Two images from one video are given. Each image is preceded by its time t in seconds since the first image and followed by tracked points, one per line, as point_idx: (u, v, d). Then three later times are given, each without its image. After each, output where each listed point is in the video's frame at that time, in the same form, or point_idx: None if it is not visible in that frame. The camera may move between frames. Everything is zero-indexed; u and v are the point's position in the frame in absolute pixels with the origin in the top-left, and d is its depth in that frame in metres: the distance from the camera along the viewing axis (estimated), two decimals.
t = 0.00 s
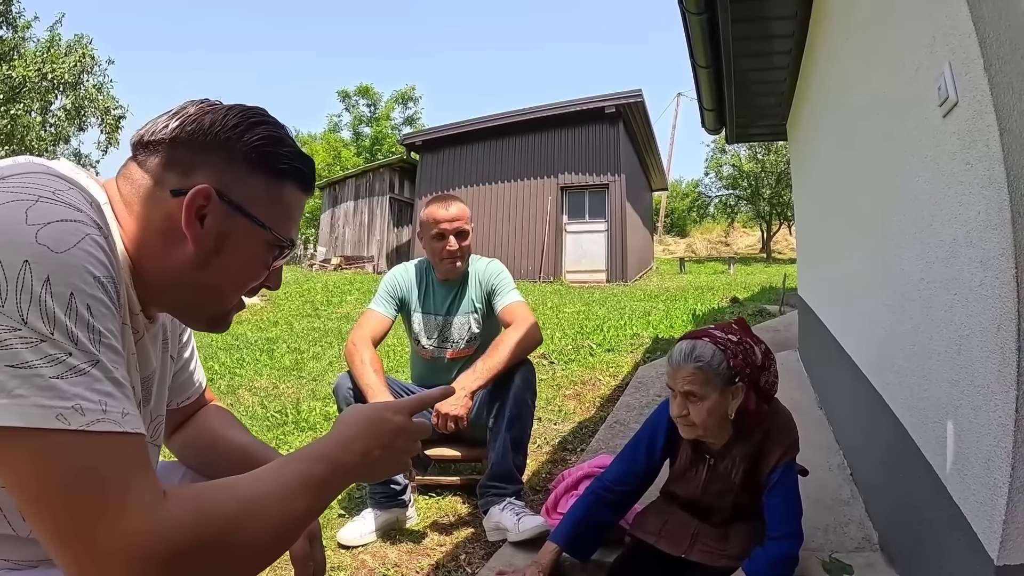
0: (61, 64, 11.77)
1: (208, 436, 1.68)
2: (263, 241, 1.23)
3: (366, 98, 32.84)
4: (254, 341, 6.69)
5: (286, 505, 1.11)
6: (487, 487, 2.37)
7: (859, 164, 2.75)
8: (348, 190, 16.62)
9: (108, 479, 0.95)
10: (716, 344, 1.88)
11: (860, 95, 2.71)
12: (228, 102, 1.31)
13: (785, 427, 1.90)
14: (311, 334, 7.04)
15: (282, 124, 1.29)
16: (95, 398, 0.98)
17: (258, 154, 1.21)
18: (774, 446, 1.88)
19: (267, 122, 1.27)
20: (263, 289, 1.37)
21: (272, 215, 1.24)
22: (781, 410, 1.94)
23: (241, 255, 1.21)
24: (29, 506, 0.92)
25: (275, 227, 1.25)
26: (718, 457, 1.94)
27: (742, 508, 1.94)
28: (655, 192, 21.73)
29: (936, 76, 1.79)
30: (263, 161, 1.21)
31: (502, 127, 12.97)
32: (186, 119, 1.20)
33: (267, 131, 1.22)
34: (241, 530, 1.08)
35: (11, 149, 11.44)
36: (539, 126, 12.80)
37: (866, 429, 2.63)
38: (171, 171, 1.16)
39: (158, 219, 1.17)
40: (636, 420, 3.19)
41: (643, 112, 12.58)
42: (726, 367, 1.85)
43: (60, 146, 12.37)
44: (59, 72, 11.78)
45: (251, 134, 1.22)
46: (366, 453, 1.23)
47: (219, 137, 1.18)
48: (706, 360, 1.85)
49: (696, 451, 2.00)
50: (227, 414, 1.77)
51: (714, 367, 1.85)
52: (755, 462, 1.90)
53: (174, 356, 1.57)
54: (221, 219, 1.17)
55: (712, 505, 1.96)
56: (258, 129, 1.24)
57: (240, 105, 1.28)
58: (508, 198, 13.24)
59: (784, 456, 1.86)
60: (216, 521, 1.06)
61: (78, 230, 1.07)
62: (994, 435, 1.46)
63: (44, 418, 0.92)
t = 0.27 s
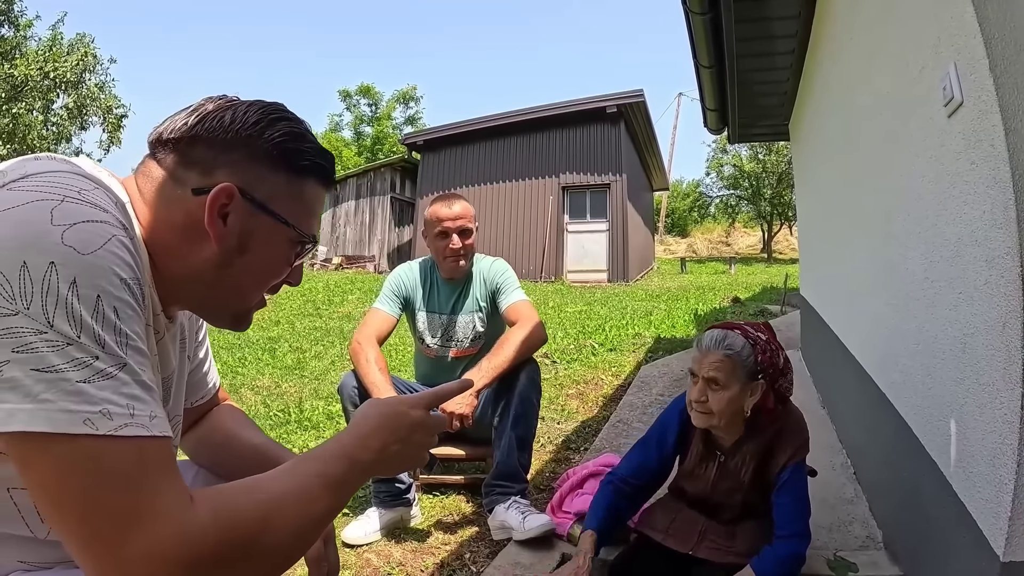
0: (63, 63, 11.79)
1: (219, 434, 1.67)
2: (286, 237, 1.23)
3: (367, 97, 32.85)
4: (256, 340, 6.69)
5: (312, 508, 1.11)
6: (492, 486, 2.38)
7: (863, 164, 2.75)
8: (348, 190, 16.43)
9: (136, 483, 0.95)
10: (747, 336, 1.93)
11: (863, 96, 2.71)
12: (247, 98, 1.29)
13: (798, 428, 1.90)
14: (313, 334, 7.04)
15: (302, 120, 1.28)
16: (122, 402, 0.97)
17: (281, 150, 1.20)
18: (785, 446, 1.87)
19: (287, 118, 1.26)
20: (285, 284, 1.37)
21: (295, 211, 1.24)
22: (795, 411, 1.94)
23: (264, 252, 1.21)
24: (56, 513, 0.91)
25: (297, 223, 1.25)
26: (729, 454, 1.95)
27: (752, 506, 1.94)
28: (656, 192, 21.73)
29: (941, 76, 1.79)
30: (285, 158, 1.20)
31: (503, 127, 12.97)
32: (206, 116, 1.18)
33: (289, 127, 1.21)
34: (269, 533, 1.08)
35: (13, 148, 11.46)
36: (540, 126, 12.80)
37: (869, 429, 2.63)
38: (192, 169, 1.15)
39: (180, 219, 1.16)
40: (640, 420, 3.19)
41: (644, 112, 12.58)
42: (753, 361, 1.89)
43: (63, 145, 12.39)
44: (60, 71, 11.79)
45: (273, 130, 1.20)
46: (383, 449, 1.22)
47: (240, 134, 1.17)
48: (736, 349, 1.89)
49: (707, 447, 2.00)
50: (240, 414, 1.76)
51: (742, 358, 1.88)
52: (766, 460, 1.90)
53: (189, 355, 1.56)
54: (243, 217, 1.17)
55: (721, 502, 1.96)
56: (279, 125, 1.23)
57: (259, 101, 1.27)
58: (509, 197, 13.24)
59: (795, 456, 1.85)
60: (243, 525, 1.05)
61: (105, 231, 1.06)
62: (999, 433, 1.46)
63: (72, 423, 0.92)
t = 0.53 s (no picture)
0: (64, 62, 11.78)
1: (222, 432, 1.65)
2: (288, 225, 1.21)
3: (368, 97, 32.84)
4: (257, 339, 6.68)
5: (314, 506, 1.09)
6: (495, 486, 2.35)
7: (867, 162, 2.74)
8: (348, 190, 16.41)
9: (133, 479, 0.93)
10: (767, 331, 1.94)
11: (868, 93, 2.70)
12: (250, 81, 1.27)
13: (811, 427, 1.89)
14: (313, 333, 7.03)
15: (306, 105, 1.25)
16: (117, 395, 0.95)
17: (282, 137, 1.18)
18: (798, 444, 1.87)
19: (291, 103, 1.23)
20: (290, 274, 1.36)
21: (299, 200, 1.22)
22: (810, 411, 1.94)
23: (267, 242, 1.20)
24: (50, 508, 0.90)
25: (301, 212, 1.22)
26: (741, 451, 1.93)
27: (762, 503, 1.92)
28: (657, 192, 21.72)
29: (948, 72, 1.78)
30: (287, 145, 1.17)
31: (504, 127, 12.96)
32: (206, 102, 1.16)
33: (292, 114, 1.19)
34: (269, 531, 1.06)
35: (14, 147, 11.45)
36: (541, 125, 12.79)
37: (874, 427, 2.61)
38: (193, 156, 1.13)
39: (180, 207, 1.14)
40: (643, 419, 3.17)
41: (645, 112, 12.56)
42: (772, 356, 1.90)
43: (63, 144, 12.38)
44: (61, 69, 11.79)
45: (276, 116, 1.18)
46: (389, 444, 1.20)
47: (241, 120, 1.15)
48: (757, 343, 1.91)
49: (719, 443, 1.98)
50: (242, 412, 1.74)
51: (762, 351, 1.90)
52: (778, 459, 1.89)
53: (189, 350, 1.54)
54: (244, 205, 1.15)
55: (731, 499, 1.94)
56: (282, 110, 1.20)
57: (262, 85, 1.24)
58: (510, 197, 13.23)
59: (806, 454, 1.85)
60: (242, 522, 1.03)
61: (101, 217, 1.04)
62: (1008, 429, 1.45)
63: (64, 417, 0.90)
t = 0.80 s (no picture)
0: (64, 62, 11.78)
1: (219, 436, 1.62)
2: (282, 229, 1.21)
3: (368, 98, 32.84)
4: (257, 340, 6.67)
5: (296, 494, 1.08)
6: (495, 487, 2.35)
7: (869, 163, 2.73)
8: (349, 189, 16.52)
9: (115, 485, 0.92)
10: (785, 331, 1.91)
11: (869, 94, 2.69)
12: (243, 76, 1.23)
13: (822, 430, 1.88)
14: (313, 333, 7.02)
15: (301, 104, 1.23)
16: (100, 399, 0.94)
17: (278, 139, 1.16)
18: (808, 446, 1.86)
19: (286, 102, 1.21)
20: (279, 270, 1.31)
21: (291, 202, 1.21)
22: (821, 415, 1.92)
23: (261, 246, 1.20)
24: (29, 511, 0.89)
25: (294, 216, 1.22)
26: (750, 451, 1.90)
27: (767, 505, 1.91)
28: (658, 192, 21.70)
29: (950, 73, 1.77)
30: (283, 147, 1.16)
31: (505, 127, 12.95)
32: (199, 103, 1.12)
33: (288, 116, 1.17)
34: (253, 530, 1.04)
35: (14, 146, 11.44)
36: (542, 126, 12.78)
37: (874, 429, 2.60)
38: (188, 162, 1.11)
39: (174, 212, 1.13)
40: (642, 420, 3.17)
41: (646, 112, 12.55)
42: (789, 357, 1.87)
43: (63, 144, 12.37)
44: (61, 68, 11.78)
45: (272, 118, 1.16)
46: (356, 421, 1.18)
47: (237, 121, 1.13)
48: (775, 343, 1.88)
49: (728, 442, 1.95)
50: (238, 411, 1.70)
51: (779, 352, 1.87)
52: (785, 461, 1.88)
53: (181, 349, 1.50)
54: (239, 211, 1.15)
55: (739, 500, 1.92)
56: (277, 111, 1.18)
57: (256, 82, 1.21)
58: (510, 197, 13.22)
59: (815, 458, 1.83)
60: (224, 522, 1.02)
61: (81, 219, 1.02)
62: (1009, 432, 1.44)
63: (44, 422, 0.89)
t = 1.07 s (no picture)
0: (66, 61, 11.81)
1: (224, 436, 1.54)
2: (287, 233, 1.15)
3: (369, 98, 32.87)
4: (258, 340, 6.68)
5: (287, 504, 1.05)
6: (495, 488, 2.36)
7: (870, 166, 2.74)
8: (350, 190, 16.59)
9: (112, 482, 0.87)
10: (807, 334, 1.88)
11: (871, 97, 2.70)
12: (245, 75, 1.16)
13: (833, 436, 1.88)
14: (314, 333, 7.03)
15: (307, 107, 1.17)
16: (95, 402, 0.88)
17: (288, 146, 1.10)
18: (819, 451, 1.86)
19: (293, 105, 1.15)
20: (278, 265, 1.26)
21: (296, 205, 1.15)
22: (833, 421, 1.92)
23: (265, 251, 1.13)
24: (19, 512, 0.82)
25: (300, 218, 1.16)
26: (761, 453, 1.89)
27: (775, 506, 1.92)
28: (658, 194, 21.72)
29: (951, 77, 1.78)
30: (293, 155, 1.10)
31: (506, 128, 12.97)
32: (210, 106, 1.05)
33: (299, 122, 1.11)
34: (249, 530, 1.00)
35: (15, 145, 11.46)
36: (543, 127, 12.79)
37: (874, 431, 2.61)
38: (196, 168, 1.03)
39: (182, 217, 1.06)
40: (643, 421, 3.17)
41: (647, 114, 12.57)
42: (808, 360, 1.85)
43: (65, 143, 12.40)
44: (63, 68, 11.81)
45: (282, 124, 1.10)
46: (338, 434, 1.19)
47: (248, 124, 1.06)
48: (796, 345, 1.85)
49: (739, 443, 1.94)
50: (244, 416, 1.62)
51: (800, 355, 1.84)
52: (796, 465, 1.88)
53: (184, 352, 1.45)
54: (249, 216, 1.08)
55: (746, 500, 1.93)
56: (285, 114, 1.12)
57: (261, 83, 1.14)
58: (511, 198, 13.23)
59: (825, 463, 1.83)
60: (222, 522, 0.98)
61: (74, 220, 0.93)
62: (1008, 435, 1.44)
63: (38, 424, 0.82)
